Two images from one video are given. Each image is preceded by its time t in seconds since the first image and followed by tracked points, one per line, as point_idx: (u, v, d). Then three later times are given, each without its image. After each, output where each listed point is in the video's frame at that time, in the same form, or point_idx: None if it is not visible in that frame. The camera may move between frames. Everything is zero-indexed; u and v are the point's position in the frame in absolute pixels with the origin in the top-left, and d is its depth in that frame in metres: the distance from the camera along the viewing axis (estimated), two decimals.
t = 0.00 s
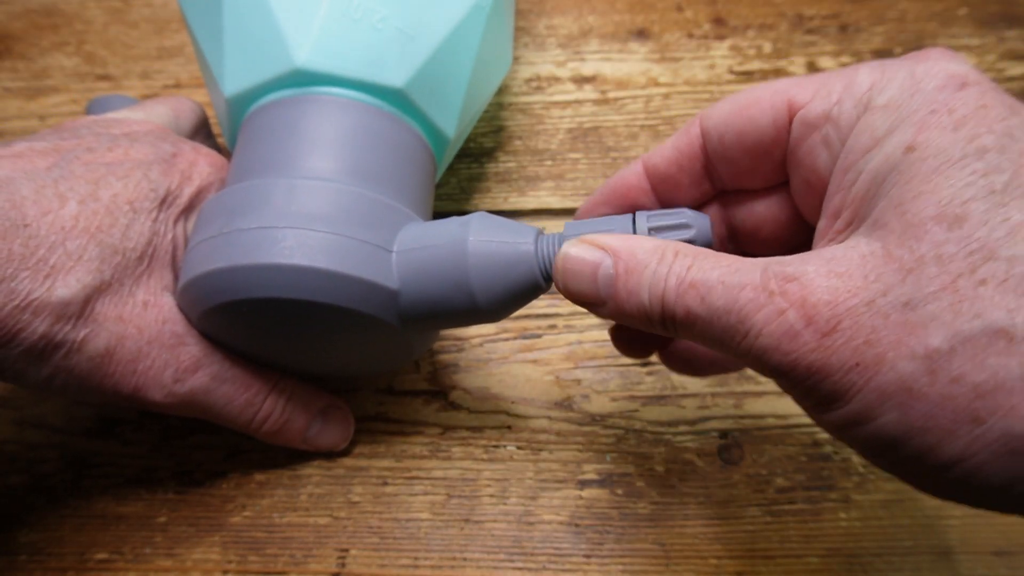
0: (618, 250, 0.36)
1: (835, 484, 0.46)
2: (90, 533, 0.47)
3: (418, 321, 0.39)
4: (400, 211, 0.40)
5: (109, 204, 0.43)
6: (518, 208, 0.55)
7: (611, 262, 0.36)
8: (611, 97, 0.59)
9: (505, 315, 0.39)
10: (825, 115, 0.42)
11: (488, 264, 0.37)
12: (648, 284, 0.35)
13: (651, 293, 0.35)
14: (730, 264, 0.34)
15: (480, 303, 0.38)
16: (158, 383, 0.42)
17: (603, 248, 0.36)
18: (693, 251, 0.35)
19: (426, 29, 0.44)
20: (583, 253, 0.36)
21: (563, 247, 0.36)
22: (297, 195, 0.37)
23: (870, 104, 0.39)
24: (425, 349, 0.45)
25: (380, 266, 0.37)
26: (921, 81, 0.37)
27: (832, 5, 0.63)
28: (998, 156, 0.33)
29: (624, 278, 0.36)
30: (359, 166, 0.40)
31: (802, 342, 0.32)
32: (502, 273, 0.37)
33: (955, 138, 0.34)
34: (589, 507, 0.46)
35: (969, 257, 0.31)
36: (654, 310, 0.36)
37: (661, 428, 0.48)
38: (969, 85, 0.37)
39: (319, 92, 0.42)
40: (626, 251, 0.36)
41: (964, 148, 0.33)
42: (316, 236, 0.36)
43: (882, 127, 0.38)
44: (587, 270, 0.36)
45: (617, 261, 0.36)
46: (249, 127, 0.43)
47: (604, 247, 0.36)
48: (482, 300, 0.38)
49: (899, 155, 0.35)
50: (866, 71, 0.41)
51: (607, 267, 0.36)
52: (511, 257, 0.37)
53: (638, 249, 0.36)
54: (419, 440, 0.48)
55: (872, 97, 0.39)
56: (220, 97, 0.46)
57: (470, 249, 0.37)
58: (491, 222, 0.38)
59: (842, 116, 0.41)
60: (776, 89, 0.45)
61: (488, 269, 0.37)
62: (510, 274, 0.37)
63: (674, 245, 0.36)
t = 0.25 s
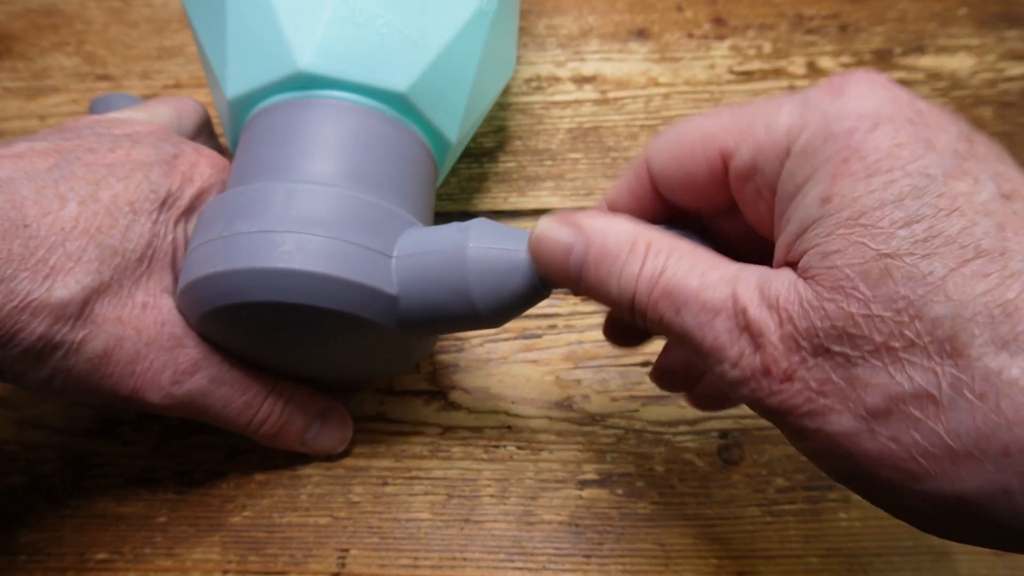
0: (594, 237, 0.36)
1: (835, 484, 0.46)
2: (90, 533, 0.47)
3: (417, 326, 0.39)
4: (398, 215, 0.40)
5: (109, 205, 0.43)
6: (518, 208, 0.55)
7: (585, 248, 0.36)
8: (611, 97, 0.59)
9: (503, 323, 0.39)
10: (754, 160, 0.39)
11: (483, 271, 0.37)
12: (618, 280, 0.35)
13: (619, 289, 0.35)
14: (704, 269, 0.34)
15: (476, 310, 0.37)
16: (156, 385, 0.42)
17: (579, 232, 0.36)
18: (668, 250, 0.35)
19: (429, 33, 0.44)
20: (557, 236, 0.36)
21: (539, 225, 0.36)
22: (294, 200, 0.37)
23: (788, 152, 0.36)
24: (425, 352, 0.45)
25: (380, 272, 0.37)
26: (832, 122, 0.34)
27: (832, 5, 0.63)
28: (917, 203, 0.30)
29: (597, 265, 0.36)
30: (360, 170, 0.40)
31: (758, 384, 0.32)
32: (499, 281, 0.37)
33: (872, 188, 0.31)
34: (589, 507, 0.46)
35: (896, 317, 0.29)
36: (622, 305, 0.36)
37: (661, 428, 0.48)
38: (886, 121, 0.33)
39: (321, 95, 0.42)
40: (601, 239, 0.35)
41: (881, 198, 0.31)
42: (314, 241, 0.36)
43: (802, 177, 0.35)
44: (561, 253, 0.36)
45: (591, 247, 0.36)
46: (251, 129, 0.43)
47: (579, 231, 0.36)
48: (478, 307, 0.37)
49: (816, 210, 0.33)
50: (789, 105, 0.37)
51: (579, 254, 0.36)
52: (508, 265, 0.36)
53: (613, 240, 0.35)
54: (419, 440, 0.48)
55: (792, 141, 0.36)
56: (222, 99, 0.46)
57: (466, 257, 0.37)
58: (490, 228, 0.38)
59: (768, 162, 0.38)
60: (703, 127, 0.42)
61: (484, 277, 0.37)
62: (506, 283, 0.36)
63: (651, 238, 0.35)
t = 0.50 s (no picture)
0: (600, 253, 0.36)
1: (835, 484, 0.46)
2: (89, 533, 0.47)
3: (415, 328, 0.39)
4: (396, 218, 0.40)
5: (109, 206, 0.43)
6: (517, 208, 0.55)
7: (589, 268, 0.36)
8: (611, 97, 0.59)
9: (503, 324, 0.39)
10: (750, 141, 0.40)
11: (484, 275, 0.36)
12: (624, 291, 0.35)
13: (630, 304, 0.35)
14: (708, 277, 0.34)
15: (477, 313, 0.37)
16: (156, 386, 0.42)
17: (581, 253, 0.36)
18: (671, 260, 0.35)
19: (429, 34, 0.44)
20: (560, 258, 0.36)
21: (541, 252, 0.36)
22: (292, 203, 0.37)
23: (788, 137, 0.37)
24: (424, 353, 0.45)
25: (380, 274, 0.37)
26: (833, 101, 0.36)
27: (832, 5, 0.63)
28: (923, 180, 0.31)
29: (603, 284, 0.36)
30: (359, 172, 0.40)
31: (766, 384, 0.32)
32: (500, 283, 0.37)
33: (877, 162, 0.32)
34: (589, 507, 0.46)
35: (912, 293, 0.29)
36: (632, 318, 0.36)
37: (661, 428, 0.48)
38: (885, 101, 0.34)
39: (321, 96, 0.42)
40: (605, 258, 0.36)
41: (887, 177, 0.32)
42: (312, 245, 0.36)
43: (803, 160, 0.36)
44: (566, 276, 0.36)
45: (595, 268, 0.36)
46: (250, 131, 0.43)
47: (581, 252, 0.36)
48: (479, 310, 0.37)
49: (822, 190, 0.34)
50: (783, 89, 0.39)
51: (585, 274, 0.36)
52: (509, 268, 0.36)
53: (618, 256, 0.35)
54: (419, 440, 0.48)
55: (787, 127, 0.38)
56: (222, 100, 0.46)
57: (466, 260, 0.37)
58: (491, 231, 0.37)
59: (763, 146, 0.40)
60: (702, 107, 0.44)
61: (485, 280, 0.36)
62: (507, 286, 0.36)
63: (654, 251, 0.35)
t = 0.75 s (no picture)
0: (601, 215, 0.35)
1: (835, 484, 0.46)
2: (89, 533, 0.47)
3: (416, 326, 0.39)
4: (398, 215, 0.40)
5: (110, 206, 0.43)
6: (518, 209, 0.55)
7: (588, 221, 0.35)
8: (611, 98, 0.59)
9: (504, 322, 0.39)
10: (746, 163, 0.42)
11: (485, 272, 0.37)
12: (619, 249, 0.34)
13: (622, 261, 0.34)
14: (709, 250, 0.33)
15: (478, 310, 0.38)
16: (156, 385, 0.42)
17: (583, 208, 0.35)
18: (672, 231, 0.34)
19: (429, 33, 0.44)
20: (559, 210, 0.35)
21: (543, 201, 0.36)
22: (294, 200, 0.37)
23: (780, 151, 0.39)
24: (425, 353, 0.45)
25: (381, 272, 0.37)
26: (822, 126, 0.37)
27: (832, 5, 0.63)
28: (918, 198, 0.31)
29: (598, 240, 0.35)
30: (359, 170, 0.40)
31: (755, 351, 0.31)
32: (500, 280, 0.37)
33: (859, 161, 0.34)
34: (589, 507, 0.46)
35: (900, 256, 0.29)
36: (621, 285, 0.35)
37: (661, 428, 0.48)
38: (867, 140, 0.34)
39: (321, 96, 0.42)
40: (607, 216, 0.35)
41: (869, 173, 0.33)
42: (313, 241, 0.36)
43: (790, 168, 0.37)
44: (563, 229, 0.35)
45: (594, 223, 0.35)
46: (251, 131, 0.43)
47: (583, 206, 0.35)
48: (481, 307, 0.37)
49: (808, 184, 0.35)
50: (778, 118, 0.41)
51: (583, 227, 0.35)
52: (509, 264, 0.37)
53: (620, 219, 0.35)
54: (419, 440, 0.48)
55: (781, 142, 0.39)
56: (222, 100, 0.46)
57: (467, 255, 0.37)
58: (491, 229, 0.38)
59: (758, 164, 0.41)
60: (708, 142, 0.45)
61: (486, 276, 0.37)
62: (508, 283, 0.37)
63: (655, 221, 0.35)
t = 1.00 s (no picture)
0: (621, 268, 0.35)
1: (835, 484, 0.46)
2: (89, 533, 0.47)
3: (414, 327, 0.39)
4: (396, 215, 0.40)
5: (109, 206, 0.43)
6: (517, 208, 0.55)
7: (611, 280, 0.35)
8: (611, 98, 0.59)
9: (503, 323, 0.39)
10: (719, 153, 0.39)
11: (485, 272, 0.37)
12: (646, 311, 0.34)
13: (649, 314, 0.34)
14: (726, 304, 0.33)
15: (478, 310, 0.38)
16: (156, 386, 0.42)
17: (606, 265, 0.35)
18: (693, 281, 0.34)
19: (429, 32, 0.43)
20: (585, 268, 0.35)
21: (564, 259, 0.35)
22: (293, 201, 0.37)
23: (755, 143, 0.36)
24: (425, 353, 0.45)
25: (379, 273, 0.37)
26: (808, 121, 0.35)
27: (832, 5, 0.63)
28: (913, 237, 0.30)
29: (624, 298, 0.35)
30: (358, 170, 0.40)
31: (776, 416, 0.31)
32: (500, 280, 0.37)
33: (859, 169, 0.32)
34: (589, 507, 0.46)
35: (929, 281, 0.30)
36: (649, 336, 0.35)
37: (661, 428, 0.48)
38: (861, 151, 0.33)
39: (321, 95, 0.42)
40: (627, 270, 0.35)
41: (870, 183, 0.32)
42: (311, 242, 0.36)
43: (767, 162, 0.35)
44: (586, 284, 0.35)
45: (617, 280, 0.35)
46: (250, 130, 0.43)
47: (605, 262, 0.35)
48: (480, 307, 0.37)
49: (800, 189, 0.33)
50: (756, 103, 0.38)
51: (606, 287, 0.35)
52: (508, 264, 0.37)
53: (642, 272, 0.35)
54: (419, 440, 0.48)
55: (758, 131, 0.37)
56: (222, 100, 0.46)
57: (466, 256, 0.37)
58: (490, 228, 0.38)
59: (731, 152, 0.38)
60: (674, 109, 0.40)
61: (485, 276, 0.37)
62: (507, 282, 0.37)
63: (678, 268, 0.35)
